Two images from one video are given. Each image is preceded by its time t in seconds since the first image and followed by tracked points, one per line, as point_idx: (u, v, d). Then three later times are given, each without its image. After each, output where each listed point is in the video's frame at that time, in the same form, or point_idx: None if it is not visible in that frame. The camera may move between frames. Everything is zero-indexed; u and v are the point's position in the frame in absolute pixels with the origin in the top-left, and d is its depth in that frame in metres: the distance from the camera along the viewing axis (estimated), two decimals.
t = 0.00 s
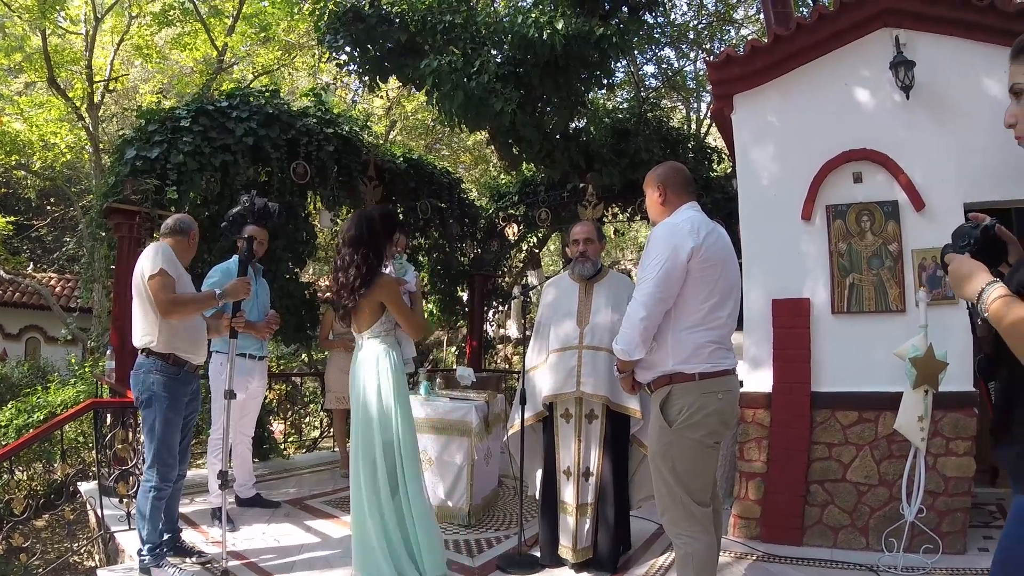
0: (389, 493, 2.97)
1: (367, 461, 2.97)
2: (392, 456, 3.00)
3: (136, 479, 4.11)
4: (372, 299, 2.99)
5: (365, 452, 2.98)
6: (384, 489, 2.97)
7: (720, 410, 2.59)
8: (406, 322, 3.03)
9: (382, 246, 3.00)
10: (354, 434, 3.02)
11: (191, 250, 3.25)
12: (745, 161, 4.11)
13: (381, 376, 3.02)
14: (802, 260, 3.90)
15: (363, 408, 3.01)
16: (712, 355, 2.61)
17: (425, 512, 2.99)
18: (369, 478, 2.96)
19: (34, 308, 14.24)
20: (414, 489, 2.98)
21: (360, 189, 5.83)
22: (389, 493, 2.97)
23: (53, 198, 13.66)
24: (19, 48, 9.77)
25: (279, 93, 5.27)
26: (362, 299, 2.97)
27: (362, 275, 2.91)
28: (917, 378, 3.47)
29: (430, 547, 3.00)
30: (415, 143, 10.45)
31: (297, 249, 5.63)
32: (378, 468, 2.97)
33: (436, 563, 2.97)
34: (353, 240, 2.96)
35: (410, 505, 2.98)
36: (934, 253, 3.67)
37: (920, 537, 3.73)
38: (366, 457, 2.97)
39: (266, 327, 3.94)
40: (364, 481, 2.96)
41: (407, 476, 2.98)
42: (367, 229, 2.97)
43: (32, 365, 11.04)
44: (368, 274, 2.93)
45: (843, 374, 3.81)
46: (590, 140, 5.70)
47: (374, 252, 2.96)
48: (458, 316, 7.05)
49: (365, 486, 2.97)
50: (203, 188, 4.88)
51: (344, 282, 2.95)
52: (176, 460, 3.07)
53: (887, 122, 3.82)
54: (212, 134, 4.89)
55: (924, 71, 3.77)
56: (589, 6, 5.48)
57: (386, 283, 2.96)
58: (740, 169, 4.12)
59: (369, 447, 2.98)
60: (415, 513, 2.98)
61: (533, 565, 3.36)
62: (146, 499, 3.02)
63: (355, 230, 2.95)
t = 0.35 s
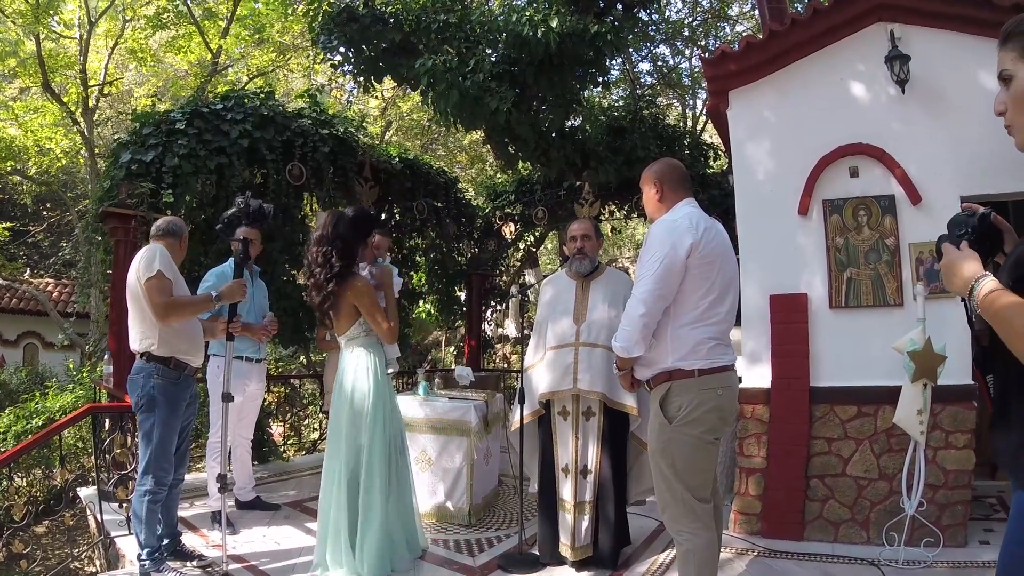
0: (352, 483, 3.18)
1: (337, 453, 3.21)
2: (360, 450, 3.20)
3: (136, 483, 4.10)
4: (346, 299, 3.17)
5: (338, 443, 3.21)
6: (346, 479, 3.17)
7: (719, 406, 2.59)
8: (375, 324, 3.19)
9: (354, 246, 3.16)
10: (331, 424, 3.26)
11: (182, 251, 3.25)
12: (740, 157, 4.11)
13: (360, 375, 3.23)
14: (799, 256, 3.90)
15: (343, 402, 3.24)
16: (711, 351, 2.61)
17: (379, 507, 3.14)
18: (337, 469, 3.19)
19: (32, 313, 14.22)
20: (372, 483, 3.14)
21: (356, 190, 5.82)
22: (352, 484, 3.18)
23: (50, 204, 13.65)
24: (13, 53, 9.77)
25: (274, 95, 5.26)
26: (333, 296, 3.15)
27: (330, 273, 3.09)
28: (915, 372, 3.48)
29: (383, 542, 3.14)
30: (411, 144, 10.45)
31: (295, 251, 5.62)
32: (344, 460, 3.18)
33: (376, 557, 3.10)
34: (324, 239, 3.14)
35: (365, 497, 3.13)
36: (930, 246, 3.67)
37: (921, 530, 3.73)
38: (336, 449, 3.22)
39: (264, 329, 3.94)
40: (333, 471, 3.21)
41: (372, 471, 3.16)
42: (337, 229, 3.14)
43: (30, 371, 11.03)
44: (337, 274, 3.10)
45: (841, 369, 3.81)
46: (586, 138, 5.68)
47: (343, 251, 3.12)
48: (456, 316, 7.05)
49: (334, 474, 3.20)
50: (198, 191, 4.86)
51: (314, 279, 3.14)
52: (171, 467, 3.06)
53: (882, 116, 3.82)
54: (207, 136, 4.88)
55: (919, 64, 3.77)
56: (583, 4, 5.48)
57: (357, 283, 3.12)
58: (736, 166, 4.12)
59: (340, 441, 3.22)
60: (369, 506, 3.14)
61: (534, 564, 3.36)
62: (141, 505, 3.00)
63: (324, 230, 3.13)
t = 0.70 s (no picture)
0: (333, 479, 3.16)
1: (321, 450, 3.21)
2: (344, 447, 3.18)
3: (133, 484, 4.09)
4: (331, 300, 3.16)
5: (323, 436, 3.22)
6: (327, 474, 3.16)
7: (719, 404, 2.58)
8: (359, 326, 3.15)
9: (345, 248, 3.16)
10: (320, 417, 3.27)
11: (176, 251, 3.24)
12: (738, 154, 4.10)
13: (348, 374, 3.21)
14: (798, 253, 3.89)
15: (330, 398, 3.25)
16: (711, 349, 2.59)
17: (356, 505, 3.09)
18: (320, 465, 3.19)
19: (28, 315, 14.18)
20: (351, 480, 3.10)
21: (352, 189, 5.81)
22: (333, 479, 3.16)
23: (46, 205, 13.64)
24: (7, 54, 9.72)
25: (270, 94, 5.25)
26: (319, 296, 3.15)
27: (317, 273, 3.09)
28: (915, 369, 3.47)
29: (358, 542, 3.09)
30: (407, 143, 10.43)
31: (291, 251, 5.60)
32: (327, 454, 3.18)
33: (349, 556, 3.05)
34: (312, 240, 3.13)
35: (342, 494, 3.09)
36: (929, 243, 3.66)
37: (920, 528, 3.72)
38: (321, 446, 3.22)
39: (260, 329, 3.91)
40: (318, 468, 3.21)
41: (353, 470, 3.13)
42: (328, 229, 3.14)
43: (27, 372, 11.00)
44: (323, 273, 3.10)
45: (840, 365, 3.80)
46: (582, 136, 5.71)
47: (333, 252, 3.11)
48: (453, 315, 7.04)
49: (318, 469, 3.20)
50: (195, 190, 4.84)
51: (302, 278, 3.15)
52: (166, 468, 3.04)
53: (880, 113, 3.81)
54: (202, 136, 4.86)
55: (917, 60, 3.76)
56: (579, 1, 5.50)
57: (341, 285, 3.11)
58: (734, 162, 4.11)
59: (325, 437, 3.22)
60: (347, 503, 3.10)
61: (533, 564, 3.35)
62: (137, 506, 2.98)
63: (314, 229, 3.13)
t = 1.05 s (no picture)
0: (333, 480, 3.17)
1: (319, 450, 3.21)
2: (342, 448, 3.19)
3: (135, 485, 4.09)
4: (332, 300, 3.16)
5: (321, 437, 3.22)
6: (327, 476, 3.17)
7: (722, 402, 2.57)
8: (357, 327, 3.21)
9: (343, 248, 3.15)
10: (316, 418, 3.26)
11: (182, 251, 3.24)
12: (739, 151, 4.10)
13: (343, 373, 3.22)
14: (799, 250, 3.88)
15: (327, 397, 3.24)
16: (713, 346, 2.59)
17: (359, 506, 3.10)
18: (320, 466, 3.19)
19: (30, 317, 14.21)
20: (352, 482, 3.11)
21: (352, 189, 5.81)
22: (334, 481, 3.17)
23: (46, 208, 13.67)
24: (7, 58, 9.72)
25: (269, 95, 5.24)
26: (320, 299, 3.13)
27: (321, 279, 3.06)
28: (917, 366, 3.45)
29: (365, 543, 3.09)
30: (406, 143, 10.43)
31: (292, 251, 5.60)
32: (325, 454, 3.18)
33: (359, 557, 3.05)
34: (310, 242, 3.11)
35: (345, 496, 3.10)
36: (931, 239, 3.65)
37: (923, 525, 3.71)
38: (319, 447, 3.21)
39: (264, 328, 3.91)
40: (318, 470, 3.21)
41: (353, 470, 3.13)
42: (327, 231, 3.12)
43: (29, 374, 11.02)
44: (327, 279, 3.07)
45: (842, 363, 3.79)
46: (581, 134, 5.70)
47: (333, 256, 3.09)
48: (454, 314, 7.03)
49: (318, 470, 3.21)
50: (195, 192, 4.85)
51: (305, 283, 3.12)
52: (171, 470, 3.03)
53: (880, 109, 3.80)
54: (202, 137, 4.85)
55: (917, 56, 3.75)
56: None
57: (341, 286, 3.10)
58: (734, 160, 4.11)
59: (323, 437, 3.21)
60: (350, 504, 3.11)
61: (535, 563, 3.35)
62: (143, 507, 2.98)
63: (312, 232, 3.10)
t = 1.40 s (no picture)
0: (341, 478, 3.18)
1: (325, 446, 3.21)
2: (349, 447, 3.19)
3: (141, 481, 4.09)
4: (332, 297, 3.16)
5: (326, 433, 3.22)
6: (335, 474, 3.17)
7: (730, 402, 2.55)
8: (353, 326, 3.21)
9: (340, 248, 3.15)
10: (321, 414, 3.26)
11: (194, 251, 3.24)
12: (746, 151, 4.08)
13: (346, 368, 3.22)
14: (807, 250, 3.87)
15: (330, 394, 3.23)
16: (722, 347, 2.57)
17: (371, 501, 3.12)
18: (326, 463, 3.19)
19: (36, 314, 14.26)
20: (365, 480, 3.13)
21: (358, 187, 5.80)
22: (344, 482, 3.18)
23: (52, 205, 13.73)
24: (13, 56, 9.76)
25: (275, 93, 5.24)
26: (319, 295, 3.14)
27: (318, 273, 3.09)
28: (925, 368, 3.43)
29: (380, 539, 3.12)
30: (411, 141, 10.44)
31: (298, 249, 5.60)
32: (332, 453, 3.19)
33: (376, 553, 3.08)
34: (311, 239, 3.10)
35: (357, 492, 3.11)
36: (939, 239, 3.62)
37: (929, 528, 3.69)
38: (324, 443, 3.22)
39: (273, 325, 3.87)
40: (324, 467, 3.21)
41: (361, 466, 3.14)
42: (329, 229, 3.12)
43: (35, 370, 11.06)
44: (322, 274, 3.10)
45: (849, 364, 3.77)
46: (588, 133, 5.66)
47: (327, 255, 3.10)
48: (458, 313, 7.02)
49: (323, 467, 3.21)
50: (201, 190, 4.82)
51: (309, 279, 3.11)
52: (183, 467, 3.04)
53: (888, 108, 3.78)
54: (209, 135, 4.85)
55: (925, 55, 3.72)
56: None
57: (342, 284, 3.11)
58: (742, 160, 4.09)
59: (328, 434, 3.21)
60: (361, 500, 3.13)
61: (539, 560, 3.35)
62: (155, 504, 2.99)
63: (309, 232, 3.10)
